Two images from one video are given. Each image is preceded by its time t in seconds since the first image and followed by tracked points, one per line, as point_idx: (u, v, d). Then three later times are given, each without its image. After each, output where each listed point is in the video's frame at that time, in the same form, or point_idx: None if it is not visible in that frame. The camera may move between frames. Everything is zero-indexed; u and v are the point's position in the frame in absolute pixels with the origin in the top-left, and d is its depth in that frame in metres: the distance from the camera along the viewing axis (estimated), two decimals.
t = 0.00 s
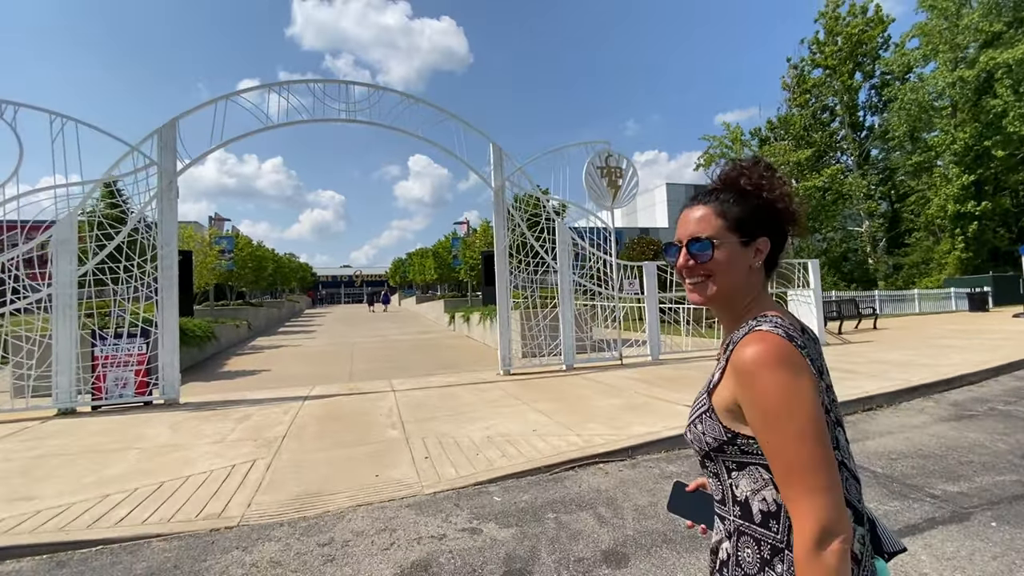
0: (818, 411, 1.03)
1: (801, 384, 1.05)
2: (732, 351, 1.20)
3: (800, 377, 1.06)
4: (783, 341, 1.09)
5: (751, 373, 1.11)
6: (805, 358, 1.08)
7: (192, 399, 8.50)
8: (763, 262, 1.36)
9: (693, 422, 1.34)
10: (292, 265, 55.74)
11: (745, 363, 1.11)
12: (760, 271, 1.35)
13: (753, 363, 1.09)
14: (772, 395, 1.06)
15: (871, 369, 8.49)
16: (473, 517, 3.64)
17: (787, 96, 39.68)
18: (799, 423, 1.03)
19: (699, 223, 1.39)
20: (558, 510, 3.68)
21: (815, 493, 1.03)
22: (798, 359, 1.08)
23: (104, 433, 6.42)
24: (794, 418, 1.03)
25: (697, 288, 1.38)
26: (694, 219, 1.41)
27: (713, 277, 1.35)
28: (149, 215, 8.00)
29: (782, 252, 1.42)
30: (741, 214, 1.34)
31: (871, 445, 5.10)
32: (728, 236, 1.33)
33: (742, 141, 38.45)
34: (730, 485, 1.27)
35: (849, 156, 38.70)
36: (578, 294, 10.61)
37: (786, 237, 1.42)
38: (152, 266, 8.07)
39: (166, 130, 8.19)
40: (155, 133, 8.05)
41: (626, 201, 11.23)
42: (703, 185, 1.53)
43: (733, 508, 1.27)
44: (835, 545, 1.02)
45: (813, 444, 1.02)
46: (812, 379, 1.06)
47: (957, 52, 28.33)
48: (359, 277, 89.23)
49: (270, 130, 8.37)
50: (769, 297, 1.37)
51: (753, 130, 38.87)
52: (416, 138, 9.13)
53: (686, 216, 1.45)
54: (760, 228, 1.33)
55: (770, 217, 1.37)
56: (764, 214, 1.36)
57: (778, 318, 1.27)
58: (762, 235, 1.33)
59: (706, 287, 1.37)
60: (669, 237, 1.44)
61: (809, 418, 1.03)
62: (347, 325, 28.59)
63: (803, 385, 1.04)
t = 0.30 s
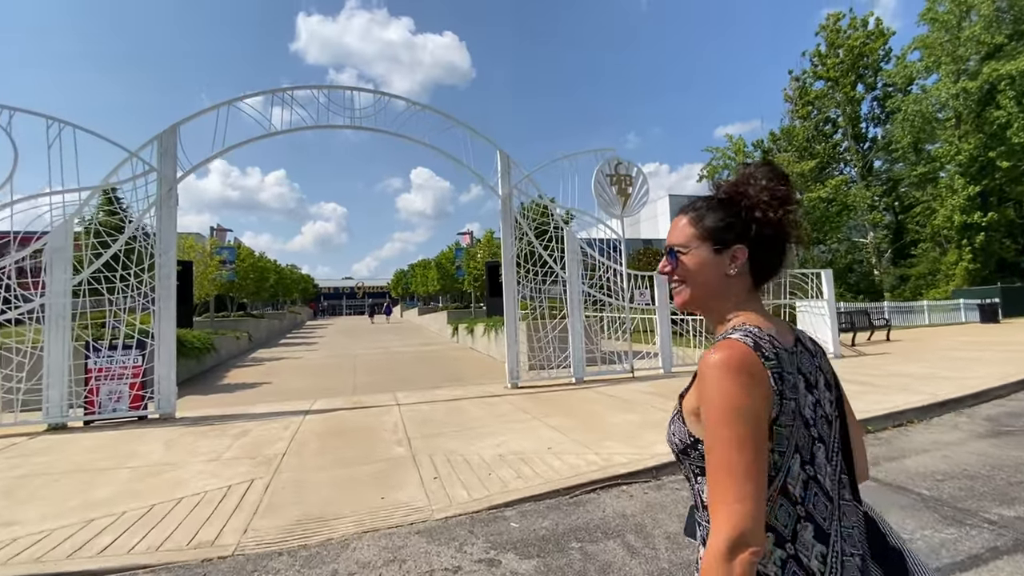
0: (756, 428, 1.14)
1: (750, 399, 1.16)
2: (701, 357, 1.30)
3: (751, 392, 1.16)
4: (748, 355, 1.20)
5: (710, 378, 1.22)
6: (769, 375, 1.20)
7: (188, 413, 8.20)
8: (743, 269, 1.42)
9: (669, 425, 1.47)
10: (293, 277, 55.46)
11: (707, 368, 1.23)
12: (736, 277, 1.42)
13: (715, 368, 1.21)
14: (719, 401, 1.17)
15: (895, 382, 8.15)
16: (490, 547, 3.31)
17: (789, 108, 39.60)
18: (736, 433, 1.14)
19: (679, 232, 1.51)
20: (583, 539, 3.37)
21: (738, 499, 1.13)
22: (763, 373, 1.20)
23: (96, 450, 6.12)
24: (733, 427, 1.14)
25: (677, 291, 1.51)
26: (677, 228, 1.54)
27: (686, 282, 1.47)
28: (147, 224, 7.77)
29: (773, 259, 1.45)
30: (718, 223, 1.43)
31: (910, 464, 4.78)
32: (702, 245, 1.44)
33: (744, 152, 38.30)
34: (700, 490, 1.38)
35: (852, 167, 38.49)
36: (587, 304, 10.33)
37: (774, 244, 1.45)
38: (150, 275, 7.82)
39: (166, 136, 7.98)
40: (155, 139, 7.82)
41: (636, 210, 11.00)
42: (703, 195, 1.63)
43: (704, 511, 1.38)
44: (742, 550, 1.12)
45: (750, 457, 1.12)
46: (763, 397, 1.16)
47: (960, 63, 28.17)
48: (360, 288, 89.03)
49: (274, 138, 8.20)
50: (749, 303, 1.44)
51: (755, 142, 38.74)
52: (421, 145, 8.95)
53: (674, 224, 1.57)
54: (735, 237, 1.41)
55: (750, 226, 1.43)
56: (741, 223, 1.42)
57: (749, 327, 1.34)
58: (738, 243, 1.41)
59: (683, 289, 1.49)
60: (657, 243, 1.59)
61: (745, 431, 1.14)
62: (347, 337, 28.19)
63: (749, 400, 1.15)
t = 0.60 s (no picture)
0: (710, 452, 1.08)
1: (715, 421, 1.11)
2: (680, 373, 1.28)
3: (718, 414, 1.11)
4: (720, 377, 1.15)
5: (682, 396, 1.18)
6: (739, 400, 1.13)
7: (178, 433, 7.82)
8: (734, 290, 1.35)
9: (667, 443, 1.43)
10: (292, 290, 55.10)
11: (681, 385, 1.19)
12: (725, 297, 1.37)
13: (686, 385, 1.17)
14: (683, 420, 1.14)
15: (917, 400, 7.80)
16: None
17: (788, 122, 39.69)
18: (693, 452, 1.10)
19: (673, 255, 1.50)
20: None
21: (685, 524, 1.09)
22: (730, 397, 1.13)
23: (76, 474, 5.74)
24: (689, 444, 1.11)
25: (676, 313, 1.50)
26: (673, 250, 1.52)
27: (678, 304, 1.45)
28: (138, 235, 7.48)
29: (773, 275, 1.34)
30: (701, 244, 1.40)
31: (952, 491, 4.42)
32: (687, 268, 1.42)
33: (745, 165, 38.31)
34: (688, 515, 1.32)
35: (852, 181, 38.46)
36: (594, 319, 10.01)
37: (772, 259, 1.34)
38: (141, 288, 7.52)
39: (160, 144, 7.73)
40: (148, 147, 7.56)
41: (643, 222, 10.74)
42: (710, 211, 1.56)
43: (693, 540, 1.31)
44: (676, 571, 1.08)
45: (705, 478, 1.08)
46: (727, 420, 1.11)
47: (959, 77, 28.22)
48: (359, 301, 88.62)
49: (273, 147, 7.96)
50: (744, 324, 1.36)
51: (755, 155, 38.78)
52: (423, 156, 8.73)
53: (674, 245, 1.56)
54: (717, 256, 1.36)
55: (739, 243, 1.35)
56: (728, 242, 1.36)
57: (735, 349, 1.26)
58: (721, 262, 1.35)
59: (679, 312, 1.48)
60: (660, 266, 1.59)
61: (705, 452, 1.09)
62: (346, 350, 27.76)
63: (712, 420, 1.10)
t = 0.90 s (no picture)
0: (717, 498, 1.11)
1: (721, 463, 1.14)
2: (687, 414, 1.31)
3: (723, 455, 1.14)
4: (724, 420, 1.18)
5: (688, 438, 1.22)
6: (741, 445, 1.15)
7: (167, 452, 7.46)
8: (734, 331, 1.37)
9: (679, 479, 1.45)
10: (289, 302, 54.55)
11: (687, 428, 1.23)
12: (725, 337, 1.39)
13: (690, 429, 1.21)
14: (691, 463, 1.17)
15: (937, 417, 7.51)
16: None
17: (786, 135, 39.76)
18: (703, 495, 1.13)
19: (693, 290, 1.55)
20: None
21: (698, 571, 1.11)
22: (733, 441, 1.16)
23: (56, 498, 5.40)
24: (698, 487, 1.14)
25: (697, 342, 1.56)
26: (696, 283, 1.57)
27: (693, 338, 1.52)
28: (129, 244, 7.20)
29: (775, 321, 1.31)
30: (707, 283, 1.44)
31: (994, 520, 4.12)
32: (694, 303, 1.48)
33: (743, 178, 38.29)
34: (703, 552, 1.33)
35: (851, 193, 38.43)
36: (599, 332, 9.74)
37: (771, 304, 1.31)
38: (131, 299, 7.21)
39: (153, 151, 7.49)
40: (141, 154, 7.32)
41: (648, 233, 10.54)
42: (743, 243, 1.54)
43: None
44: None
45: (715, 521, 1.11)
46: (733, 463, 1.14)
47: (958, 90, 28.25)
48: (356, 313, 87.98)
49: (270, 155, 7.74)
50: (748, 363, 1.36)
51: (754, 168, 38.79)
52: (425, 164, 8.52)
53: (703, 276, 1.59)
54: (713, 298, 1.39)
55: (735, 287, 1.35)
56: (725, 284, 1.37)
57: (738, 391, 1.29)
58: (717, 304, 1.38)
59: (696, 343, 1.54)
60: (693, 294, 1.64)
61: (712, 494, 1.13)
62: (343, 364, 27.27)
63: (719, 462, 1.13)
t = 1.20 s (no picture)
0: (758, 499, 1.06)
1: (760, 463, 1.09)
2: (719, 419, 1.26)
3: (760, 457, 1.09)
4: (758, 421, 1.13)
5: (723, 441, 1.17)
6: (777, 445, 1.10)
7: (159, 471, 7.14)
8: (761, 343, 1.30)
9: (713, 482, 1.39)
10: (285, 313, 54.00)
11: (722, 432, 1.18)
12: (753, 348, 1.32)
13: (725, 432, 1.15)
14: (727, 464, 1.12)
15: (960, 432, 7.26)
16: None
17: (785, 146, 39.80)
18: (740, 496, 1.08)
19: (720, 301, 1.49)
20: None
21: None
22: (769, 441, 1.10)
23: (40, 521, 5.07)
24: (737, 489, 1.08)
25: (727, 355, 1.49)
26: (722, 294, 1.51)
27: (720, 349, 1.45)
28: (124, 253, 6.96)
29: (804, 331, 1.24)
30: (733, 294, 1.37)
31: None
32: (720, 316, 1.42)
33: (742, 189, 38.26)
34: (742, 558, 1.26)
35: (850, 204, 38.41)
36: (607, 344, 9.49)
37: (797, 314, 1.24)
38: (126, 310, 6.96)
39: (150, 158, 7.28)
40: (138, 160, 7.11)
41: (655, 243, 10.34)
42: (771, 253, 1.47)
43: None
44: None
45: (757, 524, 1.05)
46: (769, 462, 1.09)
47: (957, 101, 28.32)
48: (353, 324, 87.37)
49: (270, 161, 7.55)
50: (777, 372, 1.29)
51: (753, 179, 38.78)
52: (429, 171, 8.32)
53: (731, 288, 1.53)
54: (739, 310, 1.33)
55: (760, 298, 1.29)
56: (748, 296, 1.31)
57: (768, 398, 1.22)
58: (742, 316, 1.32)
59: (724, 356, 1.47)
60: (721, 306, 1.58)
61: (751, 495, 1.07)
62: (340, 376, 26.84)
63: (756, 463, 1.08)
